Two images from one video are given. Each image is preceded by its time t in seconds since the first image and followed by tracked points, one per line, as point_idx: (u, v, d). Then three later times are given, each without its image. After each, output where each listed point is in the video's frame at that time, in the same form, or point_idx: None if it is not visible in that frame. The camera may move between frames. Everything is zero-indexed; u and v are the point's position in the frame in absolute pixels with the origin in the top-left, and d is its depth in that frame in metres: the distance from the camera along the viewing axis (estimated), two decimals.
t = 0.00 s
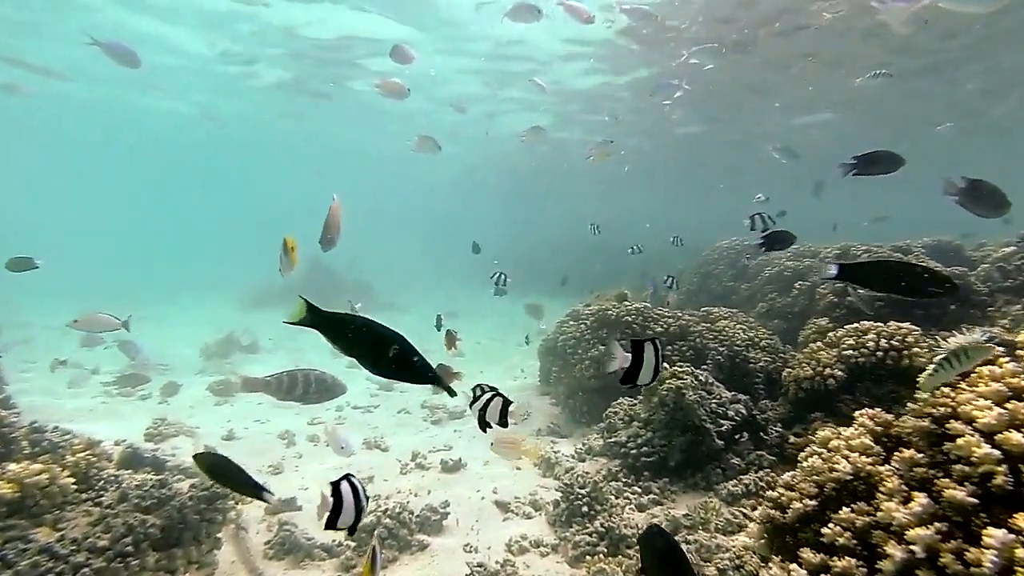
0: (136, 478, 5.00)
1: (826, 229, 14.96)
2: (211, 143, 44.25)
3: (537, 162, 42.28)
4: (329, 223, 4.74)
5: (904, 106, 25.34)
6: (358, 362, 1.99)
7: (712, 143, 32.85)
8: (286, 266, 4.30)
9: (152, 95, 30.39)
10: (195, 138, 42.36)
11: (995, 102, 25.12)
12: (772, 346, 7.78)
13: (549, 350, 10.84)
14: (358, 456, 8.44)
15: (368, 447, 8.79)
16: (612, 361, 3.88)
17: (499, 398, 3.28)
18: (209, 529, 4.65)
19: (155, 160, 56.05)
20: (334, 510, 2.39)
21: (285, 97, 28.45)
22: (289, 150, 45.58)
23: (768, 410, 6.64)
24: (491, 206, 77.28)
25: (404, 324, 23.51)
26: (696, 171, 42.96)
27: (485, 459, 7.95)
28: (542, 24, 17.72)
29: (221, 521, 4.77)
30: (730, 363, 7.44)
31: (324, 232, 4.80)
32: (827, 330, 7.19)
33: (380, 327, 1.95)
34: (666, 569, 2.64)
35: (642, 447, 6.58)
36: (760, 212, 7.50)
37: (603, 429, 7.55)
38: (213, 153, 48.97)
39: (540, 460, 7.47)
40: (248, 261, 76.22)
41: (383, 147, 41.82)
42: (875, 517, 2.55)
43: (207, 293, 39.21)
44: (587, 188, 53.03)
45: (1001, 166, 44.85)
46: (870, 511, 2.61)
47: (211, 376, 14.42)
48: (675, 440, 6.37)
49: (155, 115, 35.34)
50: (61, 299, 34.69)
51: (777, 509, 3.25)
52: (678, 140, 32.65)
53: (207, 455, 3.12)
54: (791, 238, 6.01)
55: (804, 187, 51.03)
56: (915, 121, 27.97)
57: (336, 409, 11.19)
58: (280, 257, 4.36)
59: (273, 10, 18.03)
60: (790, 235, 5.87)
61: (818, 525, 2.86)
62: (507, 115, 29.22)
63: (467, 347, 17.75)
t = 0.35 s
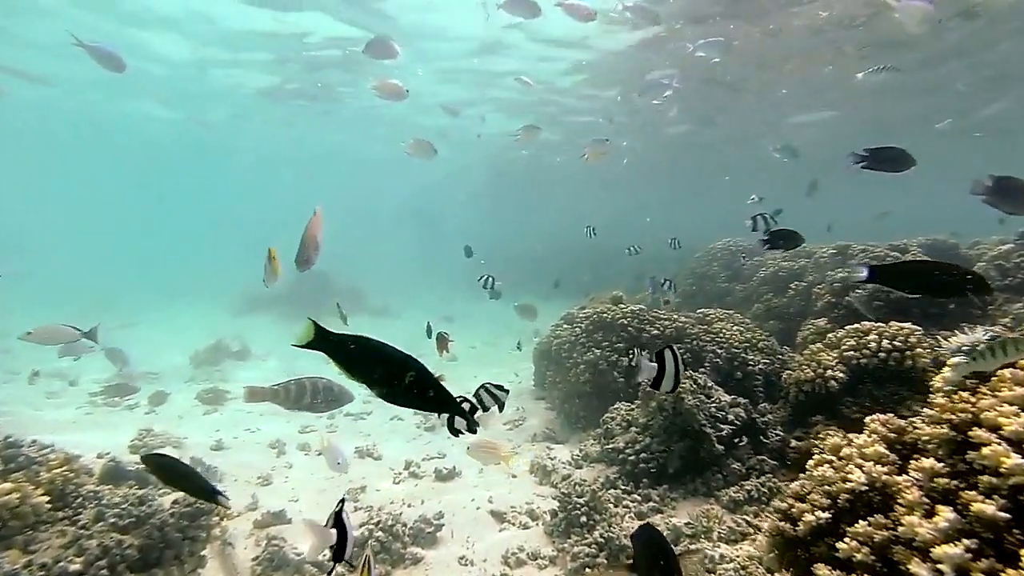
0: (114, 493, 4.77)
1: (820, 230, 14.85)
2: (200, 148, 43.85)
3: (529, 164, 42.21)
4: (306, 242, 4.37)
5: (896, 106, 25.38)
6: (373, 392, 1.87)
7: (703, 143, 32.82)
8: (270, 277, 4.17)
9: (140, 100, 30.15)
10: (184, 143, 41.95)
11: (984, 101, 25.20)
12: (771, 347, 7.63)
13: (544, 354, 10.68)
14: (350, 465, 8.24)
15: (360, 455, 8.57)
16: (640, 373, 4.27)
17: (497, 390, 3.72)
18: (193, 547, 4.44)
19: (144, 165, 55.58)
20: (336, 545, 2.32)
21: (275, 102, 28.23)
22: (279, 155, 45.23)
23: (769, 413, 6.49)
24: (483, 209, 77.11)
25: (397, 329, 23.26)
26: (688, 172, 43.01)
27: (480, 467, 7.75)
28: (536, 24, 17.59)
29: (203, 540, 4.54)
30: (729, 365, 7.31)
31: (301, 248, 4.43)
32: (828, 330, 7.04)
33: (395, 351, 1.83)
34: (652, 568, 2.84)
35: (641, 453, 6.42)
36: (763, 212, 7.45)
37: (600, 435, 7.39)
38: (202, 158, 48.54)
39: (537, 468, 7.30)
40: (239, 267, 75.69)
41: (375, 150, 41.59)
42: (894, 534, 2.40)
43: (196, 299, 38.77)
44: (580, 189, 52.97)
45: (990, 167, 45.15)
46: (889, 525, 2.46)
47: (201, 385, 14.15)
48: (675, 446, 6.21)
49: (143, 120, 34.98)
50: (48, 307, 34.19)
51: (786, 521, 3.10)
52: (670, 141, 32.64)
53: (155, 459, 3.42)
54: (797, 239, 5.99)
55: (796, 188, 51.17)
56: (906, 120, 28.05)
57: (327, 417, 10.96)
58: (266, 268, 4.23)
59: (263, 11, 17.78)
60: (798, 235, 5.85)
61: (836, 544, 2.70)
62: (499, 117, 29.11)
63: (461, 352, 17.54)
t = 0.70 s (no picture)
0: (95, 512, 4.57)
1: (820, 235, 14.71)
2: (196, 157, 43.69)
3: (526, 171, 42.13)
4: (287, 260, 3.89)
5: (894, 111, 25.38)
6: (399, 431, 1.65)
7: (701, 148, 32.78)
8: (259, 295, 4.01)
9: (135, 109, 30.04)
10: (180, 152, 41.82)
11: (980, 105, 25.20)
12: (774, 356, 7.45)
13: (543, 364, 10.50)
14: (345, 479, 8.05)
15: (356, 469, 8.35)
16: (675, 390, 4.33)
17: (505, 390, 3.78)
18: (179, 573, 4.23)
19: (140, 174, 55.38)
20: None
21: (272, 110, 28.15)
22: (275, 163, 45.12)
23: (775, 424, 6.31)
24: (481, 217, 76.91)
25: (393, 338, 23.03)
26: (686, 177, 42.96)
27: (479, 481, 7.53)
28: (536, 29, 17.49)
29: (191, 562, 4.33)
30: (732, 375, 7.13)
31: (280, 272, 3.93)
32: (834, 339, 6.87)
33: (426, 386, 1.62)
34: (647, 565, 2.91)
35: (645, 466, 6.23)
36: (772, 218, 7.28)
37: (601, 448, 7.20)
38: (198, 166, 48.40)
39: (538, 482, 7.10)
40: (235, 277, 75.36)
41: (372, 158, 41.47)
42: (929, 561, 2.22)
43: (192, 309, 38.52)
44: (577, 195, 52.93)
45: (987, 171, 45.16)
46: (922, 552, 2.29)
47: (194, 397, 13.92)
48: (680, 458, 6.02)
49: (138, 129, 34.84)
50: (41, 318, 33.87)
51: (805, 544, 2.90)
52: (667, 146, 32.61)
53: (88, 471, 3.34)
54: (811, 242, 5.87)
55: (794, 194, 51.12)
56: (903, 125, 28.01)
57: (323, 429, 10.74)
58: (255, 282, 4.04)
59: (260, 18, 17.64)
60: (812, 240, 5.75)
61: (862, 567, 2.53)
62: (495, 123, 29.06)
63: (458, 361, 17.31)
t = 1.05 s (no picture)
0: (82, 533, 4.39)
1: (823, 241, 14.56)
2: (193, 165, 43.50)
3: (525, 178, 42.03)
4: (269, 290, 3.67)
5: (893, 115, 25.41)
6: (437, 471, 1.60)
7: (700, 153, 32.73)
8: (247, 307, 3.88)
9: (132, 117, 29.86)
10: (176, 160, 41.64)
11: (979, 109, 25.16)
12: (780, 364, 7.29)
13: (544, 373, 10.31)
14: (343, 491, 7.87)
15: (353, 483, 8.15)
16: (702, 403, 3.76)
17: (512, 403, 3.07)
18: None
19: (136, 183, 55.14)
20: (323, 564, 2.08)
21: (269, 117, 28.01)
22: (272, 171, 44.94)
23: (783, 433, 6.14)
24: (479, 224, 76.67)
25: (392, 346, 22.83)
26: (685, 183, 42.89)
27: (479, 493, 7.34)
28: (538, 33, 17.42)
29: None
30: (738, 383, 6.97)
31: (260, 299, 3.68)
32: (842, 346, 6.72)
33: (465, 419, 1.58)
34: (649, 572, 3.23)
35: (650, 478, 6.04)
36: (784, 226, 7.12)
37: (605, 460, 7.02)
38: (195, 175, 48.20)
39: (540, 495, 6.91)
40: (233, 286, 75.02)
41: (369, 166, 41.30)
42: None
43: (189, 319, 38.24)
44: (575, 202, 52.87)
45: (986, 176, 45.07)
46: None
47: (189, 407, 13.71)
48: (686, 470, 5.84)
49: (134, 137, 34.66)
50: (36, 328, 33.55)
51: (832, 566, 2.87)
52: (666, 151, 32.52)
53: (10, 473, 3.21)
54: (830, 252, 5.74)
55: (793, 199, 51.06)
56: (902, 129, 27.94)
57: (320, 440, 10.55)
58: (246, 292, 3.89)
59: (260, 24, 17.48)
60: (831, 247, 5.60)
61: None
62: (493, 129, 28.94)
63: (457, 369, 17.12)
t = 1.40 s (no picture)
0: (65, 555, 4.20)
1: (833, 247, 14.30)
2: (196, 171, 43.39)
3: (529, 184, 41.84)
4: (250, 310, 3.59)
5: (901, 120, 25.23)
6: (495, 523, 1.35)
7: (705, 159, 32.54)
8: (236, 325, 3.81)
9: (135, 123, 29.74)
10: (180, 166, 41.56)
11: (989, 114, 24.90)
12: (791, 373, 7.09)
13: (549, 382, 10.08)
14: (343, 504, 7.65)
15: (354, 495, 7.94)
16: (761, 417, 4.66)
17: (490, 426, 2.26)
18: None
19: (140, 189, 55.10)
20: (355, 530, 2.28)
21: (272, 123, 27.87)
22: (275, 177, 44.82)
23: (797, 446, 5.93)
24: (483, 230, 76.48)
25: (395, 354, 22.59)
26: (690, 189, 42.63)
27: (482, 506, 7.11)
28: (545, 37, 17.30)
29: None
30: (750, 395, 6.77)
31: (244, 318, 3.62)
32: (857, 356, 6.52)
33: (529, 463, 1.33)
34: None
35: (661, 493, 5.80)
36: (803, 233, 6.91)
37: (612, 473, 6.79)
38: (198, 181, 48.09)
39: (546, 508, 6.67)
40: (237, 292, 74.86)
41: (373, 172, 41.14)
42: None
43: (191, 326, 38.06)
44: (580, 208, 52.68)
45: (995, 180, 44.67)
46: None
47: (188, 416, 13.52)
48: (699, 484, 5.60)
49: (137, 143, 34.54)
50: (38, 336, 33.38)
51: None
52: (671, 157, 32.30)
53: None
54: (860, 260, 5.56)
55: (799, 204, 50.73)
56: (910, 134, 27.68)
57: (321, 450, 10.35)
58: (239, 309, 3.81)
59: (264, 29, 17.36)
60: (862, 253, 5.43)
61: None
62: (497, 135, 28.75)
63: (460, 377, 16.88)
